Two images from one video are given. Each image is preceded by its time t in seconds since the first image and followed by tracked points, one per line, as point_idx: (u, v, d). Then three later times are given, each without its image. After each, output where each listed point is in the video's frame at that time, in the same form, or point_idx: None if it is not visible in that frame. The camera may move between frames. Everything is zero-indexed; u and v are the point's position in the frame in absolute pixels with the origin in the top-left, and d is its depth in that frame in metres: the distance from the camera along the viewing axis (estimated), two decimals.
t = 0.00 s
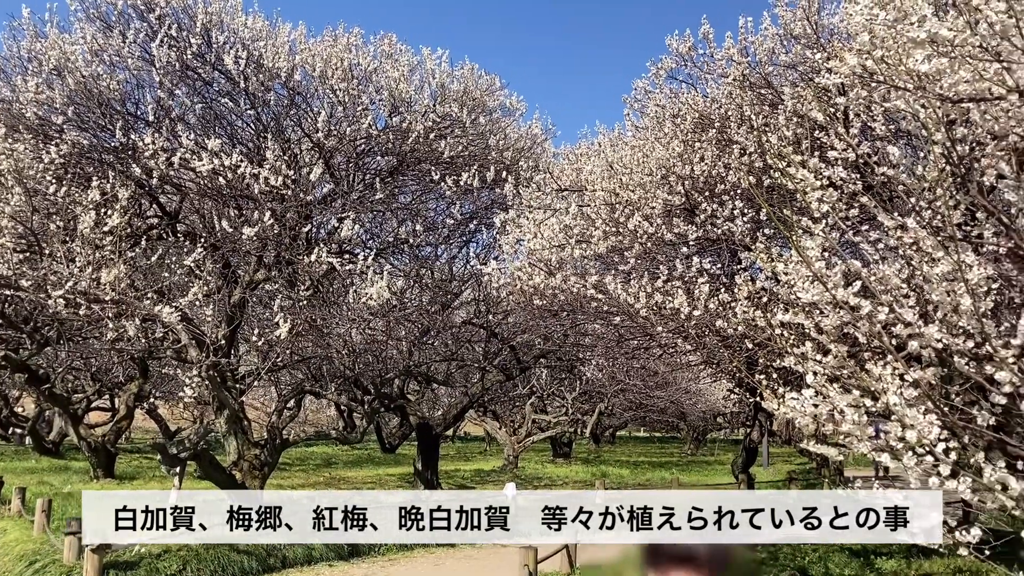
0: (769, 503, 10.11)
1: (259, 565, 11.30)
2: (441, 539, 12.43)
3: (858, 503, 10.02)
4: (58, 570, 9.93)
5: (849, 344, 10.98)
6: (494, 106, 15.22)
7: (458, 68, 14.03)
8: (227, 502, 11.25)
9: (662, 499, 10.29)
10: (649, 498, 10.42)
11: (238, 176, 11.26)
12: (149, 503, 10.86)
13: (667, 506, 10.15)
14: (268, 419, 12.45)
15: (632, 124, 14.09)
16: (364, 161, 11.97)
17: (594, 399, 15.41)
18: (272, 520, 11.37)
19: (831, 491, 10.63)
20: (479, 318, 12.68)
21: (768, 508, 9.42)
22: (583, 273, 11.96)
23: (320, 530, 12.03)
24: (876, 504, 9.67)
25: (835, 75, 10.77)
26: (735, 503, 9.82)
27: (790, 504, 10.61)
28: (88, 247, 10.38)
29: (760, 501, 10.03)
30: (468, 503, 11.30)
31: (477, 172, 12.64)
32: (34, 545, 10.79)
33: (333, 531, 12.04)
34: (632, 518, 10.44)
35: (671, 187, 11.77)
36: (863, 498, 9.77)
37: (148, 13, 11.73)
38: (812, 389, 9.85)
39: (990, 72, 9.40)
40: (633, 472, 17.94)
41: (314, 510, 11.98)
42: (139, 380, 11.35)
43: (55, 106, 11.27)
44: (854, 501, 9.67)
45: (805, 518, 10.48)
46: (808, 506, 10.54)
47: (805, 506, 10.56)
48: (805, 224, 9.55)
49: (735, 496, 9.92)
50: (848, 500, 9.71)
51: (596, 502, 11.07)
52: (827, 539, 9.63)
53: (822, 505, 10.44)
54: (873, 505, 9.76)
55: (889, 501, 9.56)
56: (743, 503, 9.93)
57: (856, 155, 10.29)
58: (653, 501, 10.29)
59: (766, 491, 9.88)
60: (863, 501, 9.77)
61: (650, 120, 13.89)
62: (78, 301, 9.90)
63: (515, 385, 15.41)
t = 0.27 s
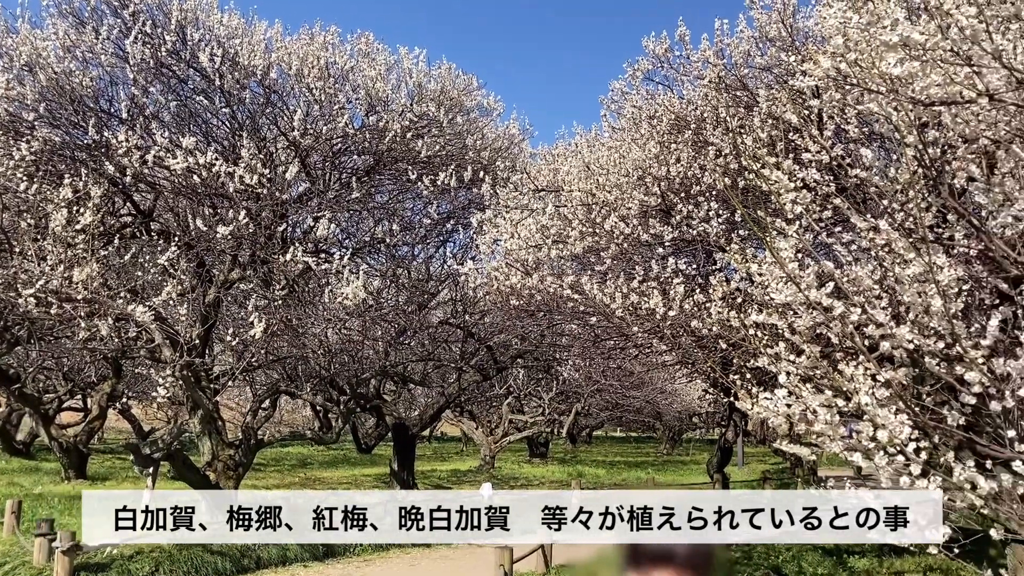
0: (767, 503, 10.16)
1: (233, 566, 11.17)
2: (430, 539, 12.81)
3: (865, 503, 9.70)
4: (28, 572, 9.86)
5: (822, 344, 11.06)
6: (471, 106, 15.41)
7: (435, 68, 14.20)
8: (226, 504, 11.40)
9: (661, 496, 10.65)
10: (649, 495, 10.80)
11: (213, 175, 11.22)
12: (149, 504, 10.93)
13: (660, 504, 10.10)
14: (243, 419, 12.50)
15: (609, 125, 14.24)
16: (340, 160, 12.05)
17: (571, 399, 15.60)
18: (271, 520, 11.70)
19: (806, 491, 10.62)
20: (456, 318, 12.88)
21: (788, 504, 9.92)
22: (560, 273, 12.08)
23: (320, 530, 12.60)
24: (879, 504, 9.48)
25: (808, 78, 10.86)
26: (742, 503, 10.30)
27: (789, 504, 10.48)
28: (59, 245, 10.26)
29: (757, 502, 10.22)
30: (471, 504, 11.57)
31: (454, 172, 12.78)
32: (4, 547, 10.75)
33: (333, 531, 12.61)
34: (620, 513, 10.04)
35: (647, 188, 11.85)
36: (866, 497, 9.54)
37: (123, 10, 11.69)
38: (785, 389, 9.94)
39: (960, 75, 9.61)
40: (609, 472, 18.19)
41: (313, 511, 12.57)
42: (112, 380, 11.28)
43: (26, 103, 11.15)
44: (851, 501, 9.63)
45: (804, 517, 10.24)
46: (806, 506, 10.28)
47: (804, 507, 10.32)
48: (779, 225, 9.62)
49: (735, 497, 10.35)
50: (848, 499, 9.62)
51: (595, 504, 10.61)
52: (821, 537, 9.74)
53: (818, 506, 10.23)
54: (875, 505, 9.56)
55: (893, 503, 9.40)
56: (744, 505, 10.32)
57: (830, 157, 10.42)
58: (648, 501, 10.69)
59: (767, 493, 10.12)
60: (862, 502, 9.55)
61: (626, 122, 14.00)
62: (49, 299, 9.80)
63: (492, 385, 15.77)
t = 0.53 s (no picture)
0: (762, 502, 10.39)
1: (206, 567, 11.05)
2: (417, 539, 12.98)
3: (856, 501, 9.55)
4: None
5: (795, 345, 11.12)
6: (449, 105, 15.91)
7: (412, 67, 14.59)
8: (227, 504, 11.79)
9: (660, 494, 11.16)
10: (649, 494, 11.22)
11: (187, 172, 11.19)
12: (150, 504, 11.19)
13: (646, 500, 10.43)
14: (216, 419, 12.56)
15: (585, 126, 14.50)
16: (316, 158, 12.16)
17: (546, 398, 15.88)
18: (270, 520, 11.98)
19: (780, 492, 10.95)
20: (432, 318, 13.20)
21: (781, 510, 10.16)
22: (536, 273, 12.24)
23: (321, 530, 12.84)
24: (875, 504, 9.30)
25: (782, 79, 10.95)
26: (733, 504, 10.77)
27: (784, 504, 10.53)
28: (29, 242, 10.14)
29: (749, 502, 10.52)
30: (470, 505, 11.39)
31: (429, 172, 13.14)
32: None
33: (333, 531, 12.87)
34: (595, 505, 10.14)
35: (624, 188, 11.96)
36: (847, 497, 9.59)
37: (97, 5, 11.68)
38: (758, 389, 10.02)
39: (930, 79, 9.60)
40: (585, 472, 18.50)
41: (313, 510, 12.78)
42: (84, 380, 11.21)
43: None
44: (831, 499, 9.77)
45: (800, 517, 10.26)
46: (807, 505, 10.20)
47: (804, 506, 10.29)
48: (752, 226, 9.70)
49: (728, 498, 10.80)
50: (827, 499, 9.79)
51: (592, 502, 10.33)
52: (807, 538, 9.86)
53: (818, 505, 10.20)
54: (871, 505, 9.37)
55: (892, 503, 9.16)
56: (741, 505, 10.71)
57: (804, 159, 10.50)
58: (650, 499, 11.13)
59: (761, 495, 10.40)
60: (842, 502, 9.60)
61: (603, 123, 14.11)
62: (19, 298, 9.67)
63: (469, 384, 16.23)
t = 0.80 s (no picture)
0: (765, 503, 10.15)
1: (179, 567, 11.19)
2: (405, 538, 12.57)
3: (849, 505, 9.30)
4: None
5: (771, 345, 11.14)
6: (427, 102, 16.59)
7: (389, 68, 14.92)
8: (229, 504, 11.39)
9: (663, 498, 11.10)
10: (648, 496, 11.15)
11: (160, 170, 11.23)
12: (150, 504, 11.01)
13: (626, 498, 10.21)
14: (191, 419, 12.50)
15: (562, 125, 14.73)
16: (293, 156, 12.31)
17: (522, 398, 16.11)
18: (271, 521, 11.38)
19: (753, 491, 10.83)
20: (408, 317, 13.20)
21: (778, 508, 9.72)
22: (513, 273, 12.40)
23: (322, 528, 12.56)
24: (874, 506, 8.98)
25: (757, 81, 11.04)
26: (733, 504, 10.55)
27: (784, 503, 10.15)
28: None
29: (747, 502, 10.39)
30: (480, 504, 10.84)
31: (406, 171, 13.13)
32: None
33: (333, 530, 12.32)
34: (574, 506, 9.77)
35: (601, 188, 12.12)
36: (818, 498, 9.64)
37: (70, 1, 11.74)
38: (732, 388, 10.08)
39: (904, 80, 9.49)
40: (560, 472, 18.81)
41: (314, 510, 12.04)
42: (55, 379, 11.10)
43: None
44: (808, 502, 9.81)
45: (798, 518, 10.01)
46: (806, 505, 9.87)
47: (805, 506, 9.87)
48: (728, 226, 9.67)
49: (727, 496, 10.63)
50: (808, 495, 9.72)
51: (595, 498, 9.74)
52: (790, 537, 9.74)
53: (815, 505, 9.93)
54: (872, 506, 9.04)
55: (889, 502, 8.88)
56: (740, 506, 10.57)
57: (780, 160, 10.51)
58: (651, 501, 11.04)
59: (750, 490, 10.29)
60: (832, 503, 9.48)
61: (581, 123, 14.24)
62: None
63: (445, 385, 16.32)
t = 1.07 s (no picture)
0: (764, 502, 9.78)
1: (152, 567, 11.33)
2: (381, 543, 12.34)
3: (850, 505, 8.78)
4: None
5: (746, 344, 11.18)
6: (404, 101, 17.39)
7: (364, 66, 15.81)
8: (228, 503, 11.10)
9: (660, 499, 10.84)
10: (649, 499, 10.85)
11: (134, 167, 11.34)
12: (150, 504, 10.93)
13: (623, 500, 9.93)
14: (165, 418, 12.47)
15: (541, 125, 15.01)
16: (269, 154, 12.65)
17: (498, 397, 16.39)
18: (271, 521, 11.06)
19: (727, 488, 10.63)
20: (385, 316, 13.70)
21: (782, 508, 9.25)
22: (490, 272, 12.65)
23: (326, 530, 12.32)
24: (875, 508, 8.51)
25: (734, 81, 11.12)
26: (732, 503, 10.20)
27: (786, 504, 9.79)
28: None
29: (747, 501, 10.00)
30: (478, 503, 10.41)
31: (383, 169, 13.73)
32: None
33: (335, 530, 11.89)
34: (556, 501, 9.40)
35: (578, 188, 12.35)
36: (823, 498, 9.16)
37: None
38: (707, 387, 10.10)
39: (879, 82, 9.35)
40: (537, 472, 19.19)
41: (314, 509, 11.68)
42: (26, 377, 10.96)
43: None
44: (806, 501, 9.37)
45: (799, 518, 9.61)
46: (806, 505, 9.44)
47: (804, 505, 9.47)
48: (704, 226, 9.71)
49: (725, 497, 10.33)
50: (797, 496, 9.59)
51: (590, 498, 9.39)
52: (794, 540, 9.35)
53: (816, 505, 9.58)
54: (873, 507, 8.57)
55: (889, 505, 8.39)
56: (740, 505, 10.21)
57: (755, 161, 10.57)
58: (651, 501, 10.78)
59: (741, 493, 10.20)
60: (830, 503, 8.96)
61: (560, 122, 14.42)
62: None
63: (422, 385, 16.51)
